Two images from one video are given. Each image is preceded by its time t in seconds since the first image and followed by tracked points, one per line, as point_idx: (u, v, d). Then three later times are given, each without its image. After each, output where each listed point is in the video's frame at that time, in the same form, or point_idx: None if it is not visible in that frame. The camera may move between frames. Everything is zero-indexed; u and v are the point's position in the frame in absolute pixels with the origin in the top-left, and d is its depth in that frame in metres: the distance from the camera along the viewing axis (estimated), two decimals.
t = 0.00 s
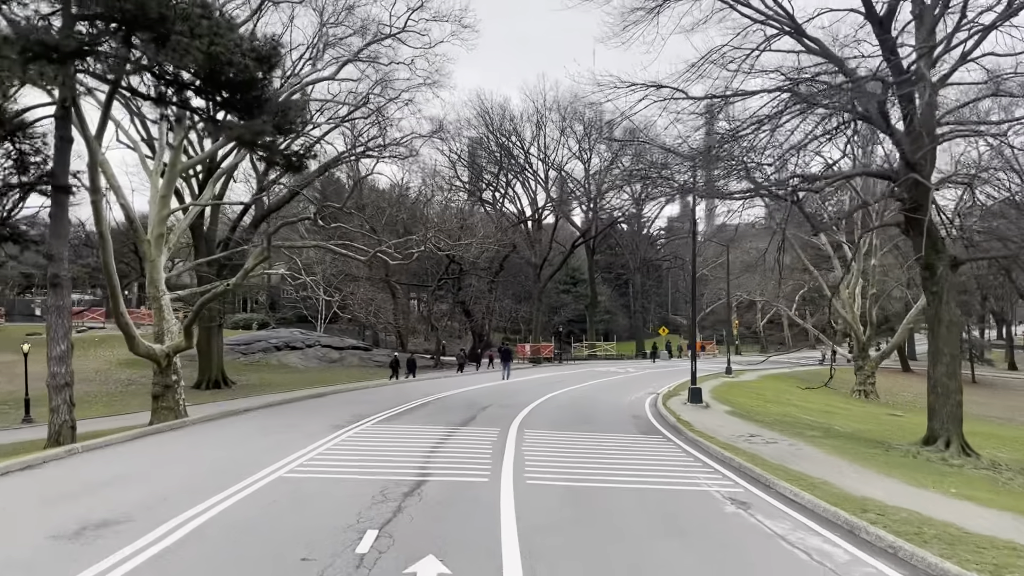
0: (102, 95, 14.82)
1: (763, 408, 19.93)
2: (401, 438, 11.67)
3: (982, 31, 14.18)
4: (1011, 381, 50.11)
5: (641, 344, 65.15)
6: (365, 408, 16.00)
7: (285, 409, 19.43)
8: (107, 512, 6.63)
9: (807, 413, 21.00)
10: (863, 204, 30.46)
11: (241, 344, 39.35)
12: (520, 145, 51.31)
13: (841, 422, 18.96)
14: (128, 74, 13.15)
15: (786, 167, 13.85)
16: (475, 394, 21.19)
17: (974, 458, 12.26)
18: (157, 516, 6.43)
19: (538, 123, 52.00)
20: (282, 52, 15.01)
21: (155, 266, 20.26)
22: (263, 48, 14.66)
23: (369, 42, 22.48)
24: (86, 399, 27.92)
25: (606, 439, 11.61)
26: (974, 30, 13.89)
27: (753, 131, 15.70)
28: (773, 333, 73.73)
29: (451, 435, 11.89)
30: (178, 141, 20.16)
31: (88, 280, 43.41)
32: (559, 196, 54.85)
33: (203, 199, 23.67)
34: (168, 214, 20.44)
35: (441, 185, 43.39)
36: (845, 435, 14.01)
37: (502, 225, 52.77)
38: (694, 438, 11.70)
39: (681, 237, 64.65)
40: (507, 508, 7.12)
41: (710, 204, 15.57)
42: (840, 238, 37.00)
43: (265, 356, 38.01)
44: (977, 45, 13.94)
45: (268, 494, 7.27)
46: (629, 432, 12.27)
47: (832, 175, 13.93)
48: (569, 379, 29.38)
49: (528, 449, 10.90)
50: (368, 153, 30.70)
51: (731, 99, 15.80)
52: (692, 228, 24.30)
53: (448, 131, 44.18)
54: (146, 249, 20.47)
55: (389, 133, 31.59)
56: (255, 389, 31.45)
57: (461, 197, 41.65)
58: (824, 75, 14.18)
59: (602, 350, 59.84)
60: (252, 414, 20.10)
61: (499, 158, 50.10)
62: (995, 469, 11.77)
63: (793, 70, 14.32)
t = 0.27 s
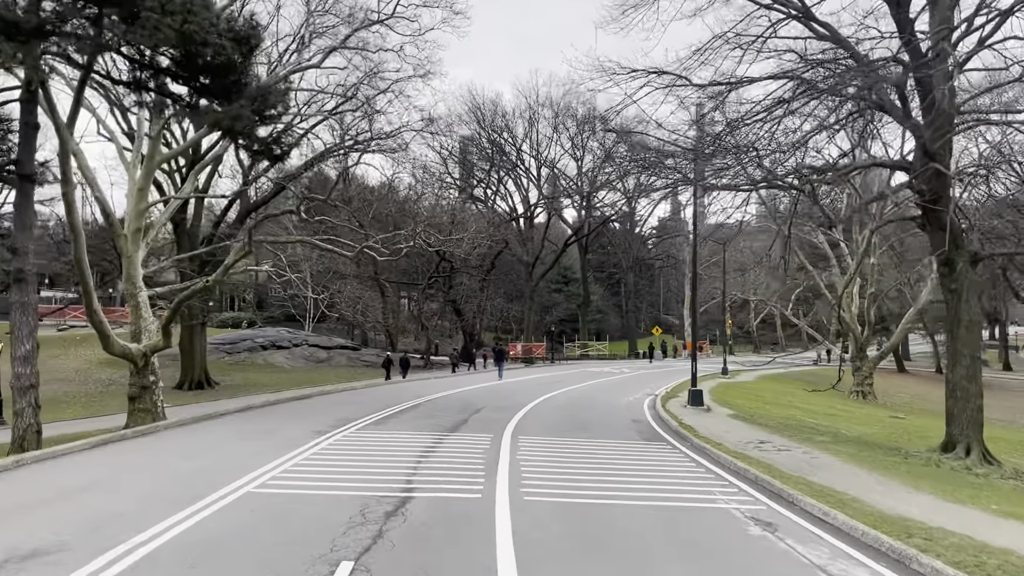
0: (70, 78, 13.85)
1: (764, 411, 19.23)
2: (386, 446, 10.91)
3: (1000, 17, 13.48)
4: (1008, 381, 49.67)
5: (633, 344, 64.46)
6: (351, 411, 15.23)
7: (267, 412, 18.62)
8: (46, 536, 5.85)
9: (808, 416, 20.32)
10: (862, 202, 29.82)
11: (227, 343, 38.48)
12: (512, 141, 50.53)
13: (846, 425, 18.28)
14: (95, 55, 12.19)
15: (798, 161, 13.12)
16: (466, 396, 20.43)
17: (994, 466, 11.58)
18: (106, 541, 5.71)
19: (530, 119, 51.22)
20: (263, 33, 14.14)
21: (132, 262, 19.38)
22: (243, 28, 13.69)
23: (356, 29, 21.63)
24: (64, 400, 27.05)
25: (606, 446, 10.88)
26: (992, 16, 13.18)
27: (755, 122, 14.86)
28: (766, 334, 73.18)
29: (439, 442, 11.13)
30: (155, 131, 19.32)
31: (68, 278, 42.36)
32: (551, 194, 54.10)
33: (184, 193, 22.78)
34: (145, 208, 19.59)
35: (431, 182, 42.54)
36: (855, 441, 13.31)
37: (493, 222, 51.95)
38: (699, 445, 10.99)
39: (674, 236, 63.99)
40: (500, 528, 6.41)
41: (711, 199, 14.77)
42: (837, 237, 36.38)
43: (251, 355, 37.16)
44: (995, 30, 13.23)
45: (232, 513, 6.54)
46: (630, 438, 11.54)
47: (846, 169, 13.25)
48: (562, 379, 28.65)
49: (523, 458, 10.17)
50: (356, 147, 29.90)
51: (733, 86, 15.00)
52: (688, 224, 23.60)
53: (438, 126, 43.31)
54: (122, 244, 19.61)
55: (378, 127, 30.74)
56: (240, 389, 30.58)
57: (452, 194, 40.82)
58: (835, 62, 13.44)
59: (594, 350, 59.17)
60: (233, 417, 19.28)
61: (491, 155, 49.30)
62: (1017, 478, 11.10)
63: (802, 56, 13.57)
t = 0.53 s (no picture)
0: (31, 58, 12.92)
1: (767, 414, 18.54)
2: (372, 454, 10.17)
3: None
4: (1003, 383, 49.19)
5: (626, 343, 63.78)
6: (337, 415, 14.47)
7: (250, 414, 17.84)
8: None
9: (811, 419, 19.64)
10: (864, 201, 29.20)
11: (212, 341, 37.61)
12: (505, 138, 49.79)
13: (852, 429, 17.59)
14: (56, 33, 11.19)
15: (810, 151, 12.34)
16: (458, 397, 19.68)
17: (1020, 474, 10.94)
18: (48, 570, 5.06)
19: (524, 116, 50.44)
20: (242, 12, 13.15)
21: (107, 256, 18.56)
22: (221, 9, 12.69)
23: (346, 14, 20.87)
24: (41, 401, 26.23)
25: (608, 455, 10.17)
26: None
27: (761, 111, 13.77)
28: (759, 334, 72.60)
29: (428, 451, 10.39)
30: (133, 121, 18.50)
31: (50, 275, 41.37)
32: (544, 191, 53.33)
33: (162, 184, 21.85)
34: (122, 201, 18.76)
35: (423, 178, 41.72)
36: (872, 446, 12.57)
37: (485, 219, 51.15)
38: (706, 452, 10.26)
39: (668, 235, 63.33)
40: (498, 549, 5.73)
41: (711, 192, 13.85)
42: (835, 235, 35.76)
43: (236, 354, 36.33)
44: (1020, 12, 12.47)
45: (193, 536, 5.82)
46: (633, 445, 10.82)
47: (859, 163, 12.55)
48: (556, 380, 27.92)
49: (518, 468, 9.45)
50: (345, 140, 29.09)
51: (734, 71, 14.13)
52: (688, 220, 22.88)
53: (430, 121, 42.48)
54: (98, 239, 18.77)
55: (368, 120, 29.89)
56: (225, 389, 29.73)
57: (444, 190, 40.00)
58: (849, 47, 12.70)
59: (586, 350, 58.66)
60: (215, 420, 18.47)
61: (483, 151, 48.49)
62: None
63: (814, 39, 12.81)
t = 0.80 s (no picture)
0: None
1: (772, 417, 17.84)
2: (357, 467, 9.40)
3: None
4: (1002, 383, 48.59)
5: (620, 343, 63.08)
6: (323, 419, 13.70)
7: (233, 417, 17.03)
8: None
9: (818, 421, 18.90)
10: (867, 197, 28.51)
11: (199, 342, 36.57)
12: (499, 134, 48.95)
13: (862, 433, 16.90)
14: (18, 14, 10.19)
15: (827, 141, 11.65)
16: (450, 399, 18.92)
17: None
18: None
19: (517, 112, 49.60)
20: None
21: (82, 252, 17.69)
22: None
23: None
24: (18, 403, 25.29)
25: (613, 464, 9.43)
26: None
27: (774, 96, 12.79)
28: (754, 333, 71.98)
29: (418, 461, 9.63)
30: (109, 110, 17.62)
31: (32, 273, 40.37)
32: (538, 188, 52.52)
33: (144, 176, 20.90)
34: (97, 193, 17.91)
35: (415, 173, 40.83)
36: (893, 453, 11.82)
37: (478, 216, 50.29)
38: (717, 462, 9.53)
39: (662, 233, 62.64)
40: None
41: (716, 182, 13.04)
42: (835, 234, 35.11)
43: (224, 354, 35.42)
44: None
45: (144, 569, 5.02)
46: (639, 454, 10.09)
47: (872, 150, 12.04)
48: (551, 380, 27.19)
49: (516, 481, 8.70)
50: (334, 131, 28.26)
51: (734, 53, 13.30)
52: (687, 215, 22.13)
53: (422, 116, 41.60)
54: (73, 234, 17.91)
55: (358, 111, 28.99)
56: (210, 390, 28.89)
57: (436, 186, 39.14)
58: (862, 30, 12.00)
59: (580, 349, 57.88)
60: (196, 423, 17.65)
61: (476, 147, 47.62)
62: None
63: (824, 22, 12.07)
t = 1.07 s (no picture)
0: None
1: (780, 419, 17.11)
2: (338, 490, 8.62)
3: None
4: (1002, 383, 48.04)
5: (616, 341, 62.38)
6: (308, 421, 12.90)
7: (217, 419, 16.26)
8: None
9: (826, 424, 18.19)
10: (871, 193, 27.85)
11: (186, 341, 35.59)
12: (493, 130, 48.13)
13: (872, 436, 16.22)
14: None
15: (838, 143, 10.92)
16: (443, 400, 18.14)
17: None
18: None
19: (512, 107, 48.72)
20: None
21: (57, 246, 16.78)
22: None
23: None
24: None
25: (618, 474, 8.68)
26: None
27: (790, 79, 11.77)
28: (751, 332, 71.35)
29: (408, 474, 8.86)
30: (85, 97, 16.70)
31: (16, 270, 39.39)
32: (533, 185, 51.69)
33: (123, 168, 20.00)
34: (73, 184, 17.02)
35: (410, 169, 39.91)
36: (915, 460, 11.12)
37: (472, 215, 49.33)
38: (731, 470, 8.74)
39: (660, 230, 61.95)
40: None
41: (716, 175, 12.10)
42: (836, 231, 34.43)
43: (211, 353, 34.57)
44: None
45: None
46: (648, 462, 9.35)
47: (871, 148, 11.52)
48: (548, 380, 26.46)
49: (515, 496, 7.97)
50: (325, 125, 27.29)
51: (734, 29, 12.33)
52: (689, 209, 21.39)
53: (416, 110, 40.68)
54: (48, 227, 17.05)
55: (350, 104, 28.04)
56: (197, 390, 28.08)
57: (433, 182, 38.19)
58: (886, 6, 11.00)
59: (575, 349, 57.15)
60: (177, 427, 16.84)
61: (471, 142, 46.65)
62: None
63: (839, 4, 11.25)
